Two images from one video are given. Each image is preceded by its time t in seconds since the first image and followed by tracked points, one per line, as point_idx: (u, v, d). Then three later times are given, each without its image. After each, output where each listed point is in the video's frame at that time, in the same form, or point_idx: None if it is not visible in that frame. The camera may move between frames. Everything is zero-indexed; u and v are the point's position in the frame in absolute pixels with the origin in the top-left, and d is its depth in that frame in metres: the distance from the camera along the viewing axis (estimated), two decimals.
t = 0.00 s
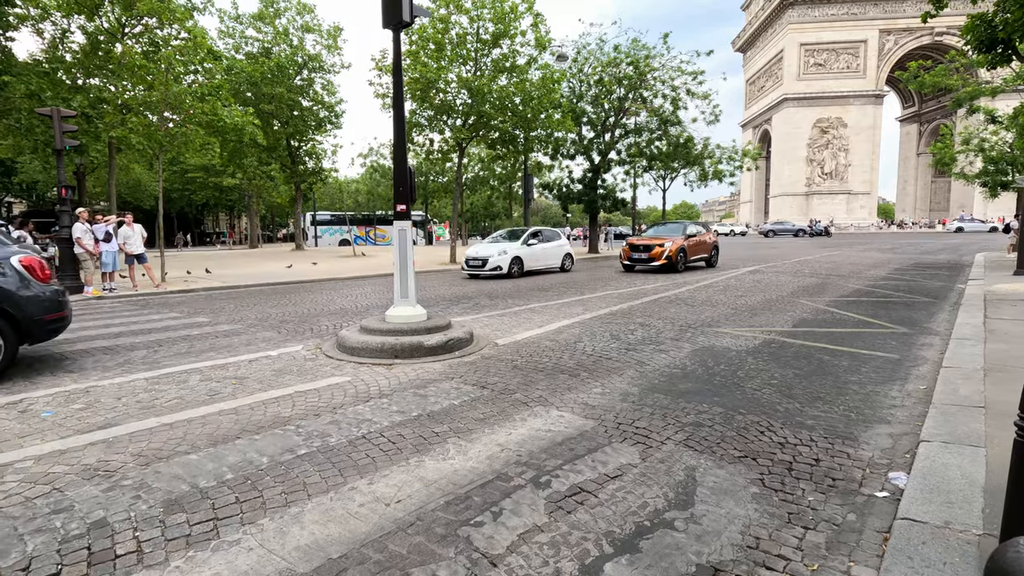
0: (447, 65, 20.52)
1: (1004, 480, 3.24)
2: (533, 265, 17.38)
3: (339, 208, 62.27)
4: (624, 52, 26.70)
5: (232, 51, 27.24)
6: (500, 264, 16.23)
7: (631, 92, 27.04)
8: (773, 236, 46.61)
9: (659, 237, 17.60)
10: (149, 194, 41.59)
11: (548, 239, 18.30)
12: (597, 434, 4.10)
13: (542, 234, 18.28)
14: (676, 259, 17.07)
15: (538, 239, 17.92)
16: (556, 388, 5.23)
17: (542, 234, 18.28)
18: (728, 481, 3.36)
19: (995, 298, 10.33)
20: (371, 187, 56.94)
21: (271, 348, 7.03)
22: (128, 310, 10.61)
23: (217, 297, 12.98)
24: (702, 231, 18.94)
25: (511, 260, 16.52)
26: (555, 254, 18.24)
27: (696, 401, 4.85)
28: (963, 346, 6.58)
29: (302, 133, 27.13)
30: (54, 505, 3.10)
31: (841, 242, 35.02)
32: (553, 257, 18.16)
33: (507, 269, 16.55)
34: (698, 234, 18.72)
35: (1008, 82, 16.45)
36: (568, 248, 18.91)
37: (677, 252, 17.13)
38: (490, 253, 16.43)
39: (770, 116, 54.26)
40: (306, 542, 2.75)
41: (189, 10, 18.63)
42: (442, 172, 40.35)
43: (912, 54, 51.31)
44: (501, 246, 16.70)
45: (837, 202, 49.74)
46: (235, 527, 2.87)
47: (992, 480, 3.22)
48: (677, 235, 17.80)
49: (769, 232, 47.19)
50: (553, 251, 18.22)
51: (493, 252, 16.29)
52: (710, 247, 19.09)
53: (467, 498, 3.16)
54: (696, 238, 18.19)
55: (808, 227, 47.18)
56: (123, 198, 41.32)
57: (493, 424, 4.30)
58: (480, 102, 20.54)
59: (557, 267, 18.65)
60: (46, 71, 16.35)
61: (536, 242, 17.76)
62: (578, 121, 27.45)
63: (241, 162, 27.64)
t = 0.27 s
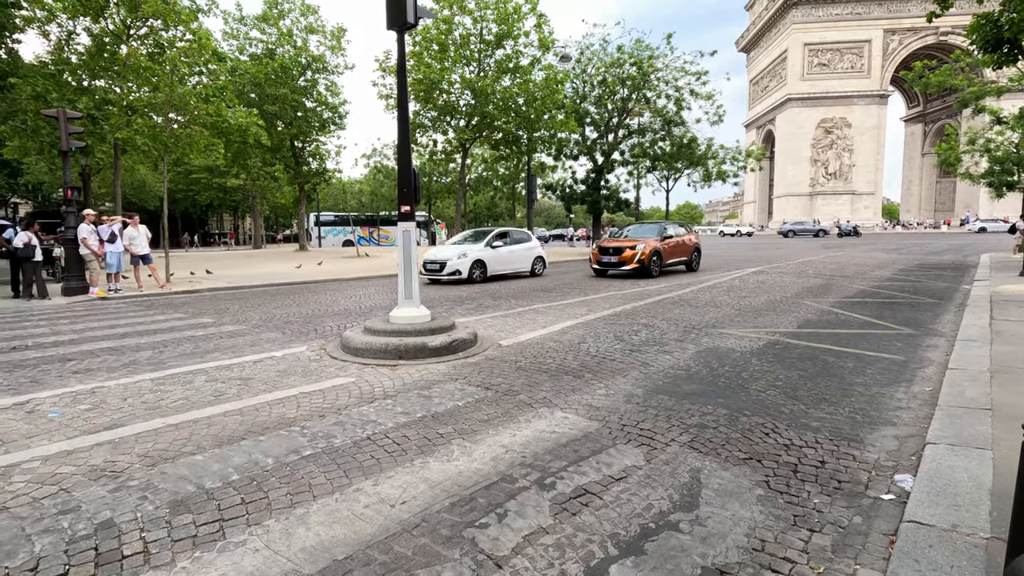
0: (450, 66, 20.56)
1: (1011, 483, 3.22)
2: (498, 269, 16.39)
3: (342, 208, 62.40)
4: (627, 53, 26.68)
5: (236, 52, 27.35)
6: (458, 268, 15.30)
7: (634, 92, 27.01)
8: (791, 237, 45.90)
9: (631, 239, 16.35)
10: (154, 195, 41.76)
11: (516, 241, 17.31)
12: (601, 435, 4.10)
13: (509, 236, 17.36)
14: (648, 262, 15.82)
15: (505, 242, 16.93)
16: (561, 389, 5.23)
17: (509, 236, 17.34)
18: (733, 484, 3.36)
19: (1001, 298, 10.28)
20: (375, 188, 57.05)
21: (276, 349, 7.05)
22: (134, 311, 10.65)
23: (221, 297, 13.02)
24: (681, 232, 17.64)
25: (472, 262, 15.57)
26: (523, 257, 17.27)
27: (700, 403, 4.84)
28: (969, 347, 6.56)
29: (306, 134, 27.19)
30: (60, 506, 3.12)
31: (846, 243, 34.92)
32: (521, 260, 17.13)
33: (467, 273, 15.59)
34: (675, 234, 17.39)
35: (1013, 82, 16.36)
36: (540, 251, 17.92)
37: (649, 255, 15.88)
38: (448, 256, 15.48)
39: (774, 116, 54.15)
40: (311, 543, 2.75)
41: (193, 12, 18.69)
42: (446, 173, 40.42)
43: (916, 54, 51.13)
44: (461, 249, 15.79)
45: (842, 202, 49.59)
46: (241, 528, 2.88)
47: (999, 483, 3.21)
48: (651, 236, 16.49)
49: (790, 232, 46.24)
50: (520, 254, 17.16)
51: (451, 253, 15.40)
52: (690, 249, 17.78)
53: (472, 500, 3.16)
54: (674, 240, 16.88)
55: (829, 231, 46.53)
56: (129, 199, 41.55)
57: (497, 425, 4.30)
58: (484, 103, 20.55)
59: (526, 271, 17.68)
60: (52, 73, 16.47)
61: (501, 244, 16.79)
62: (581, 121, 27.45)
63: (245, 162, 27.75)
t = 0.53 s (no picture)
0: (452, 67, 20.60)
1: (1013, 485, 3.22)
2: (453, 273, 14.85)
3: (344, 209, 62.52)
4: (629, 53, 26.69)
5: (239, 53, 27.45)
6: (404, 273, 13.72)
7: (636, 93, 27.03)
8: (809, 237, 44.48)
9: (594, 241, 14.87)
10: (156, 196, 41.88)
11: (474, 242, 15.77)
12: (603, 436, 4.10)
13: (466, 237, 15.80)
14: (613, 266, 14.41)
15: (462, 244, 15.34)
16: (563, 390, 5.24)
17: (467, 237, 15.74)
18: (735, 485, 3.36)
19: (1004, 299, 10.26)
20: (377, 188, 57.14)
21: (278, 350, 7.06)
22: (137, 311, 10.68)
23: (223, 298, 13.05)
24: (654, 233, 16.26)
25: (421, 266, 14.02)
26: (484, 260, 15.69)
27: (702, 404, 4.84)
28: (972, 349, 6.54)
29: (309, 135, 27.25)
30: (65, 506, 3.13)
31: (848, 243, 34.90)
32: (481, 263, 15.54)
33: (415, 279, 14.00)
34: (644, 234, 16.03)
35: (1016, 82, 16.34)
36: (502, 252, 16.33)
37: (615, 259, 14.49)
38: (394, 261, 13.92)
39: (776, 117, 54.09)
40: (314, 544, 2.76)
41: (196, 13, 18.74)
42: (448, 173, 40.47)
43: (919, 54, 51.03)
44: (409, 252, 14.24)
45: (844, 203, 49.51)
46: (244, 529, 2.89)
47: (1002, 485, 3.20)
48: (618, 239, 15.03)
49: (809, 232, 44.52)
50: (480, 256, 15.58)
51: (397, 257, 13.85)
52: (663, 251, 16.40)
53: (474, 501, 3.16)
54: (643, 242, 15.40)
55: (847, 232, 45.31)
56: (131, 200, 41.71)
57: (499, 426, 4.30)
58: (486, 104, 20.58)
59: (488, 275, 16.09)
60: (55, 75, 16.53)
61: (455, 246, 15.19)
62: (583, 122, 27.46)
63: (248, 163, 27.85)
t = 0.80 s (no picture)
0: (454, 67, 20.63)
1: (1015, 486, 3.21)
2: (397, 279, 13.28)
3: (346, 210, 62.61)
4: (630, 54, 26.68)
5: (241, 54, 27.50)
6: (336, 279, 12.18)
7: (637, 93, 27.04)
8: (824, 237, 43.86)
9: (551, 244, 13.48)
10: (158, 196, 41.98)
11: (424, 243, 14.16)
12: (604, 437, 4.10)
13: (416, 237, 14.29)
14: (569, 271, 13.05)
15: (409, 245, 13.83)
16: (564, 390, 5.24)
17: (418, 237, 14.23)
18: (736, 486, 3.35)
19: (1006, 300, 10.24)
20: (379, 189, 57.22)
21: (279, 350, 7.07)
22: (140, 312, 10.70)
23: (225, 298, 13.07)
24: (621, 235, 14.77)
25: (359, 270, 12.56)
26: (435, 264, 14.22)
27: (703, 405, 4.83)
28: (974, 349, 6.53)
29: (310, 136, 27.27)
30: (66, 506, 3.14)
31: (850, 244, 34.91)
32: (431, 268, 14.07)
33: (350, 285, 12.47)
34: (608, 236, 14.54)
35: (1017, 82, 16.32)
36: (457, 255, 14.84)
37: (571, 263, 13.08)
38: (327, 265, 12.42)
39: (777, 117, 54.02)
40: (315, 544, 2.77)
41: (198, 14, 18.78)
42: (449, 174, 40.52)
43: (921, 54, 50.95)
44: (345, 253, 12.77)
45: (846, 203, 49.47)
46: (245, 529, 2.90)
47: (1004, 486, 3.20)
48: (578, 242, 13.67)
49: (826, 232, 43.72)
50: (430, 259, 14.07)
51: (331, 260, 12.42)
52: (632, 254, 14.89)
53: (475, 501, 3.16)
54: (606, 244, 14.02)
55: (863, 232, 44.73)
56: (134, 200, 41.81)
57: (500, 427, 4.30)
58: (487, 105, 20.56)
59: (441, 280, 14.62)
60: (58, 75, 16.58)
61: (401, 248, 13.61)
62: (585, 122, 27.46)
63: (250, 164, 27.90)
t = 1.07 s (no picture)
0: (456, 68, 20.67)
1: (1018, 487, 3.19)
2: (326, 285, 11.86)
3: (348, 211, 62.69)
4: (632, 55, 26.68)
5: (243, 56, 27.56)
6: (249, 286, 10.80)
7: (639, 94, 27.05)
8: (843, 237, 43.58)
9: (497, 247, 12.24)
10: (161, 197, 42.08)
11: (362, 244, 12.64)
12: (605, 437, 4.09)
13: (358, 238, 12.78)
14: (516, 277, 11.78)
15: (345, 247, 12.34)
16: (565, 391, 5.23)
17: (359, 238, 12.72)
18: (738, 487, 3.35)
19: (1009, 301, 10.21)
20: (381, 190, 57.27)
21: (281, 350, 7.07)
22: (144, 312, 10.75)
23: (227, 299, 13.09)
24: (580, 237, 13.49)
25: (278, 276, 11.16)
26: (378, 269, 12.72)
27: (705, 405, 4.83)
28: (977, 351, 6.51)
29: (313, 137, 27.30)
30: (68, 506, 3.15)
31: (851, 245, 34.86)
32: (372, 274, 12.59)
33: (268, 293, 11.08)
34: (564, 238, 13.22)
35: (1021, 83, 16.28)
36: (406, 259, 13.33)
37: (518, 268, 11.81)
38: (243, 270, 11.06)
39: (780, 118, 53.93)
40: (315, 544, 2.77)
41: (201, 15, 18.83)
42: (451, 175, 40.54)
43: (924, 55, 50.86)
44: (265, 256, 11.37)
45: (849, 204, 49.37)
46: (245, 529, 2.90)
47: (1005, 487, 3.19)
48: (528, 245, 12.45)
49: (845, 232, 43.30)
50: (370, 264, 12.55)
51: (247, 265, 11.04)
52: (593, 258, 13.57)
53: (475, 501, 3.16)
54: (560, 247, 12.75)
55: (883, 232, 44.37)
56: (137, 201, 41.95)
57: (501, 427, 4.30)
58: (489, 106, 20.54)
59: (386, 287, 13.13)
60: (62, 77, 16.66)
61: (332, 250, 12.13)
62: (587, 123, 27.46)
63: (252, 165, 27.95)
